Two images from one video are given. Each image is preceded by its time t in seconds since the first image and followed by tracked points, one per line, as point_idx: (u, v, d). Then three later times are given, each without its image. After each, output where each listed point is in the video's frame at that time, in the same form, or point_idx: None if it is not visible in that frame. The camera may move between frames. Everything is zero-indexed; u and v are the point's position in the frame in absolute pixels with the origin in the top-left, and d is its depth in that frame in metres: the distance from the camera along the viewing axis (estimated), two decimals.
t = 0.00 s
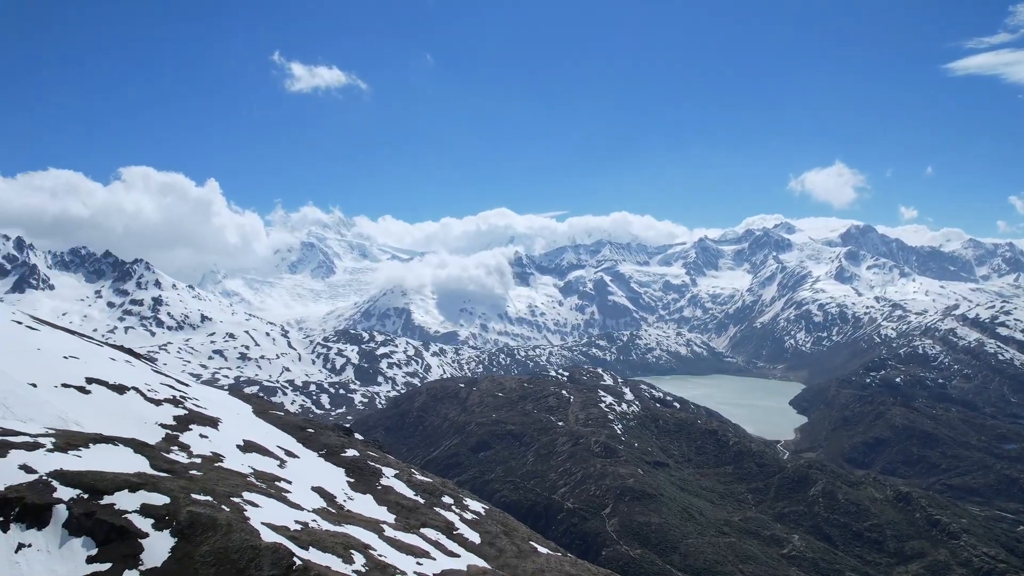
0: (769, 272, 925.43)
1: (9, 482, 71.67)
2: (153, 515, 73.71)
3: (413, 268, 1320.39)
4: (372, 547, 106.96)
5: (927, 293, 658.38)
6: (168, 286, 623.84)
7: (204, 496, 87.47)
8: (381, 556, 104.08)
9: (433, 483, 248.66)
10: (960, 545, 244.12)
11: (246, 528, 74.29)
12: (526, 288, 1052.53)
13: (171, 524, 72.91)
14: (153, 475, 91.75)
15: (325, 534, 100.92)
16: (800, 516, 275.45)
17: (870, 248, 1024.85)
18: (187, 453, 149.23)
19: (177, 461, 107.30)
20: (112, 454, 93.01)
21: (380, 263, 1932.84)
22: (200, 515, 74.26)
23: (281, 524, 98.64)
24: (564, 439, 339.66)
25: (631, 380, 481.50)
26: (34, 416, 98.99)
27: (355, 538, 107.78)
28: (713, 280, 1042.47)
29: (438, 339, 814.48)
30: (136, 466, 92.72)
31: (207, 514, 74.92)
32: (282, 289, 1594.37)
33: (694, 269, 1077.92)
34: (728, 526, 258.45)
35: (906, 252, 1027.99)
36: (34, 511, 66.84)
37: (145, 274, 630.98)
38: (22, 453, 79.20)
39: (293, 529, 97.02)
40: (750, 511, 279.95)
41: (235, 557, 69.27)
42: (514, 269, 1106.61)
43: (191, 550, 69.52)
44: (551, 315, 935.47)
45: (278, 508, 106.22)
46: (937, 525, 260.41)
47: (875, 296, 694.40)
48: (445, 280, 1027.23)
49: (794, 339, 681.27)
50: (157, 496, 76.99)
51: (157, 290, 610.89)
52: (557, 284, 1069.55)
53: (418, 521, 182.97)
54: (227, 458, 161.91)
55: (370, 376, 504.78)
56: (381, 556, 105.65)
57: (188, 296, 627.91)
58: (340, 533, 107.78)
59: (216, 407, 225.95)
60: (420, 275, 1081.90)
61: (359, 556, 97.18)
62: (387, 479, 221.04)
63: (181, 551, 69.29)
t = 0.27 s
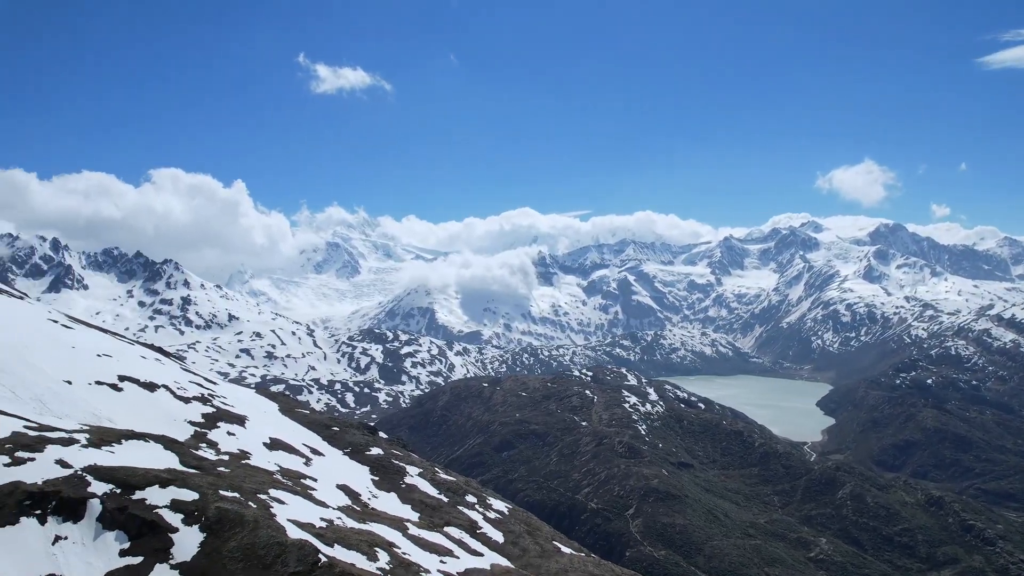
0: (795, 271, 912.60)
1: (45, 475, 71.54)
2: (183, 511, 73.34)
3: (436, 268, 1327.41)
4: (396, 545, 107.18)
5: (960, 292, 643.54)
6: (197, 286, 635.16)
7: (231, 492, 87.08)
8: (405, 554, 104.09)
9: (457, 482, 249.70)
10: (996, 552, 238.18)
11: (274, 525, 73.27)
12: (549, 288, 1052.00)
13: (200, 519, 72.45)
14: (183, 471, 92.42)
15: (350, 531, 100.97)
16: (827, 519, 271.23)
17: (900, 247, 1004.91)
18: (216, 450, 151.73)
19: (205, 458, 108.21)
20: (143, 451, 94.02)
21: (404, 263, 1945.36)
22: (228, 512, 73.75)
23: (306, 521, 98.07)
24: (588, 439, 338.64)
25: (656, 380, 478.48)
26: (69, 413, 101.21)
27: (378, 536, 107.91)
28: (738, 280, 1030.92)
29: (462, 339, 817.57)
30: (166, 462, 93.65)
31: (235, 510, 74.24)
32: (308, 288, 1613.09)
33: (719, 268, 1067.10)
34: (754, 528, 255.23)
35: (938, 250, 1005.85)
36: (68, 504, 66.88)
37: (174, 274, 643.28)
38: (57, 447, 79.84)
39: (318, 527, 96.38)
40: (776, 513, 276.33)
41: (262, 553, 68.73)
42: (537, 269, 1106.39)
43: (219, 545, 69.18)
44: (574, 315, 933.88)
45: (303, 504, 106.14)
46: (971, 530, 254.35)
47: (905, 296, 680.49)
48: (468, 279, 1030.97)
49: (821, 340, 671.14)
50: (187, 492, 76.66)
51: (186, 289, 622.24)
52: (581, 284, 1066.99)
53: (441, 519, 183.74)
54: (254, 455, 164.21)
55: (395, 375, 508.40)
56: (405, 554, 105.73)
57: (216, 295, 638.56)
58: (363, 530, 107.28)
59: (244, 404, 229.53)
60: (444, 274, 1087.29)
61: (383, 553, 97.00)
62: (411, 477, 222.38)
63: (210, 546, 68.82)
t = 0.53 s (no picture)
0: (824, 270, 897.79)
1: (82, 471, 72.97)
2: (212, 506, 72.84)
3: (461, 267, 1333.58)
4: (421, 544, 107.30)
5: (995, 292, 626.83)
6: (225, 286, 646.31)
7: (259, 489, 86.99)
8: (428, 553, 104.27)
9: (481, 481, 250.57)
10: None
11: (300, 522, 72.16)
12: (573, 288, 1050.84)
13: (229, 515, 71.61)
14: (213, 468, 93.49)
15: (375, 529, 100.94)
16: (856, 523, 266.48)
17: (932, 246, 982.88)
18: (243, 447, 154.00)
19: (233, 456, 109.67)
20: (174, 448, 95.65)
21: (429, 263, 1957.03)
22: (256, 508, 72.70)
23: (333, 518, 97.61)
24: (612, 439, 337.25)
25: (681, 381, 475.02)
26: (104, 410, 103.57)
27: (403, 535, 107.83)
28: (765, 279, 1018.00)
29: (486, 338, 820.14)
30: (197, 459, 95.10)
31: (262, 507, 73.38)
32: (334, 288, 1632.17)
33: (745, 267, 1054.71)
34: (781, 531, 251.67)
35: (972, 249, 981.62)
36: (102, 498, 67.28)
37: (204, 275, 655.55)
38: (93, 443, 81.38)
39: (344, 524, 95.95)
40: (804, 516, 272.09)
41: (289, 550, 67.53)
42: (561, 269, 1105.21)
43: (247, 541, 68.12)
44: (599, 314, 931.80)
45: (329, 501, 106.47)
46: (1007, 536, 247.54)
47: (938, 296, 665.21)
48: (492, 279, 1034.07)
49: (850, 340, 660.08)
50: (216, 488, 76.33)
51: (215, 289, 633.52)
52: (605, 284, 1063.66)
53: (466, 518, 184.34)
54: (281, 453, 166.43)
55: (419, 374, 511.68)
56: (430, 552, 105.65)
57: (244, 295, 649.11)
58: (388, 529, 106.84)
59: (271, 403, 232.96)
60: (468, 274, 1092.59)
61: (408, 552, 96.85)
62: (435, 476, 223.63)
63: (238, 541, 67.92)
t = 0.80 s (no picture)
0: (854, 269, 881.32)
1: (117, 464, 73.31)
2: (241, 503, 73.37)
3: (487, 268, 1338.80)
4: (445, 543, 107.61)
5: None
6: (254, 286, 656.72)
7: (287, 486, 87.72)
8: (453, 551, 104.63)
9: (506, 481, 250.91)
10: None
11: (327, 520, 72.38)
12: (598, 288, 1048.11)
13: (257, 512, 72.05)
14: (241, 465, 94.71)
15: (401, 527, 101.35)
16: (888, 527, 261.13)
17: (968, 244, 958.49)
18: (271, 445, 156.05)
19: (261, 453, 110.97)
20: (204, 445, 96.92)
21: (455, 263, 1968.04)
22: (284, 505, 73.08)
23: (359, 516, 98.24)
24: (638, 440, 335.39)
25: (708, 381, 470.29)
26: (137, 406, 105.52)
27: (428, 534, 108.30)
28: (793, 279, 1002.89)
29: (511, 338, 821.50)
30: (226, 456, 96.42)
31: (289, 504, 73.80)
32: (361, 288, 1650.99)
33: (773, 267, 1040.42)
34: (810, 535, 247.55)
35: (1010, 248, 954.76)
36: (137, 492, 67.43)
37: (234, 275, 667.69)
38: (126, 439, 82.11)
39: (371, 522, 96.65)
40: (833, 520, 267.37)
41: (317, 548, 67.75)
42: (587, 269, 1103.07)
43: (275, 538, 68.48)
44: (625, 314, 928.43)
45: (356, 499, 107.38)
46: None
47: (974, 296, 648.26)
48: (518, 279, 1036.22)
49: (882, 341, 647.47)
50: (244, 485, 77.01)
51: (245, 289, 644.75)
52: (630, 284, 1058.86)
53: (491, 518, 184.69)
54: (308, 451, 168.43)
55: (445, 374, 514.57)
56: (454, 551, 105.92)
57: (273, 294, 659.33)
58: (413, 527, 107.39)
59: (297, 401, 235.95)
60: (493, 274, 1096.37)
61: (434, 550, 97.16)
62: (460, 475, 224.50)
63: (266, 538, 68.34)
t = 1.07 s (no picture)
0: (885, 268, 863.99)
1: (151, 460, 75.00)
2: (269, 499, 74.36)
3: (511, 267, 1341.58)
4: (470, 542, 107.86)
5: None
6: (282, 285, 666.66)
7: (314, 484, 88.72)
8: (478, 550, 104.65)
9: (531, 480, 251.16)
10: None
11: (352, 518, 72.93)
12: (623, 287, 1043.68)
13: (285, 508, 73.03)
14: (269, 463, 96.07)
15: (426, 525, 101.90)
16: (921, 532, 255.49)
17: (1004, 242, 932.84)
18: (299, 443, 158.19)
19: (289, 451, 112.48)
20: (233, 443, 98.48)
21: (479, 263, 1975.35)
22: (311, 503, 73.85)
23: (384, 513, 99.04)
24: (663, 440, 333.13)
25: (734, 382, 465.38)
26: (169, 404, 107.66)
27: (453, 532, 108.69)
28: (822, 278, 986.51)
29: (535, 338, 821.43)
30: (254, 454, 97.94)
31: (316, 501, 74.48)
32: (387, 288, 1666.54)
33: (801, 266, 1025.09)
34: (839, 538, 243.30)
35: None
36: (168, 488, 68.94)
37: (262, 275, 678.66)
38: (158, 435, 83.68)
39: (396, 519, 97.29)
40: (863, 524, 262.36)
41: (342, 545, 68.25)
42: (612, 268, 1099.12)
43: (302, 534, 69.15)
44: (650, 314, 923.74)
45: (382, 497, 108.20)
46: None
47: (1011, 295, 630.77)
48: (542, 279, 1036.73)
49: (914, 342, 634.00)
50: (272, 482, 78.16)
51: (273, 289, 654.84)
52: (655, 283, 1052.42)
53: (515, 517, 184.91)
54: (334, 449, 170.37)
55: (469, 373, 516.68)
56: (479, 550, 106.13)
57: (300, 294, 668.38)
58: (438, 526, 107.86)
59: (324, 399, 238.81)
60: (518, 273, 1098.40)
61: (458, 549, 97.43)
62: (485, 474, 225.27)
63: (293, 535, 69.09)
